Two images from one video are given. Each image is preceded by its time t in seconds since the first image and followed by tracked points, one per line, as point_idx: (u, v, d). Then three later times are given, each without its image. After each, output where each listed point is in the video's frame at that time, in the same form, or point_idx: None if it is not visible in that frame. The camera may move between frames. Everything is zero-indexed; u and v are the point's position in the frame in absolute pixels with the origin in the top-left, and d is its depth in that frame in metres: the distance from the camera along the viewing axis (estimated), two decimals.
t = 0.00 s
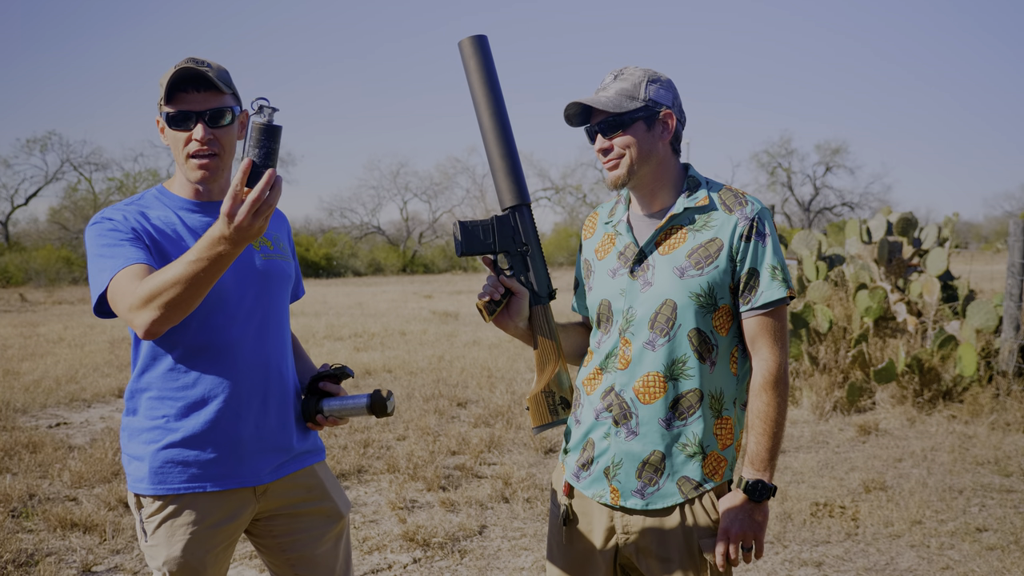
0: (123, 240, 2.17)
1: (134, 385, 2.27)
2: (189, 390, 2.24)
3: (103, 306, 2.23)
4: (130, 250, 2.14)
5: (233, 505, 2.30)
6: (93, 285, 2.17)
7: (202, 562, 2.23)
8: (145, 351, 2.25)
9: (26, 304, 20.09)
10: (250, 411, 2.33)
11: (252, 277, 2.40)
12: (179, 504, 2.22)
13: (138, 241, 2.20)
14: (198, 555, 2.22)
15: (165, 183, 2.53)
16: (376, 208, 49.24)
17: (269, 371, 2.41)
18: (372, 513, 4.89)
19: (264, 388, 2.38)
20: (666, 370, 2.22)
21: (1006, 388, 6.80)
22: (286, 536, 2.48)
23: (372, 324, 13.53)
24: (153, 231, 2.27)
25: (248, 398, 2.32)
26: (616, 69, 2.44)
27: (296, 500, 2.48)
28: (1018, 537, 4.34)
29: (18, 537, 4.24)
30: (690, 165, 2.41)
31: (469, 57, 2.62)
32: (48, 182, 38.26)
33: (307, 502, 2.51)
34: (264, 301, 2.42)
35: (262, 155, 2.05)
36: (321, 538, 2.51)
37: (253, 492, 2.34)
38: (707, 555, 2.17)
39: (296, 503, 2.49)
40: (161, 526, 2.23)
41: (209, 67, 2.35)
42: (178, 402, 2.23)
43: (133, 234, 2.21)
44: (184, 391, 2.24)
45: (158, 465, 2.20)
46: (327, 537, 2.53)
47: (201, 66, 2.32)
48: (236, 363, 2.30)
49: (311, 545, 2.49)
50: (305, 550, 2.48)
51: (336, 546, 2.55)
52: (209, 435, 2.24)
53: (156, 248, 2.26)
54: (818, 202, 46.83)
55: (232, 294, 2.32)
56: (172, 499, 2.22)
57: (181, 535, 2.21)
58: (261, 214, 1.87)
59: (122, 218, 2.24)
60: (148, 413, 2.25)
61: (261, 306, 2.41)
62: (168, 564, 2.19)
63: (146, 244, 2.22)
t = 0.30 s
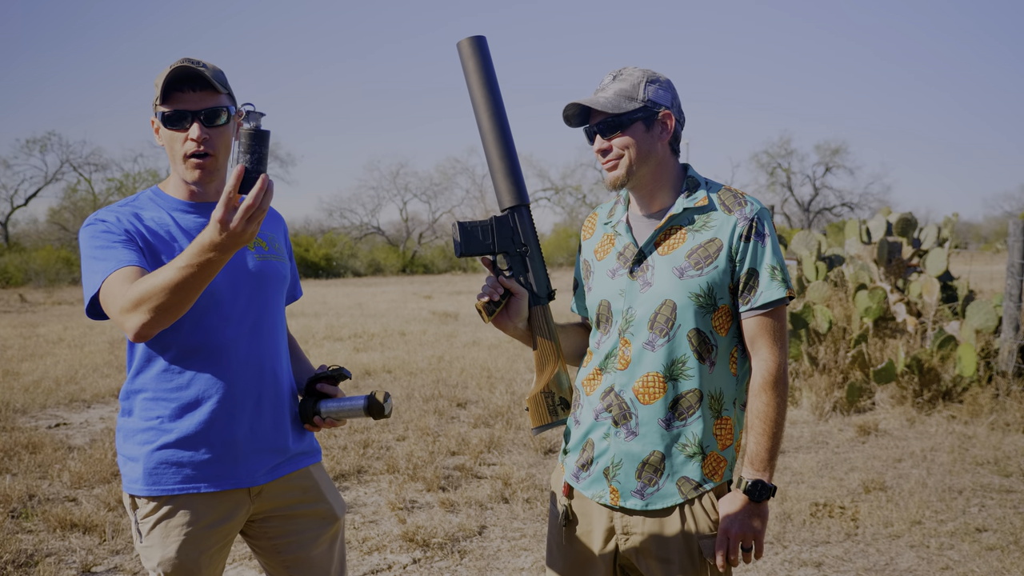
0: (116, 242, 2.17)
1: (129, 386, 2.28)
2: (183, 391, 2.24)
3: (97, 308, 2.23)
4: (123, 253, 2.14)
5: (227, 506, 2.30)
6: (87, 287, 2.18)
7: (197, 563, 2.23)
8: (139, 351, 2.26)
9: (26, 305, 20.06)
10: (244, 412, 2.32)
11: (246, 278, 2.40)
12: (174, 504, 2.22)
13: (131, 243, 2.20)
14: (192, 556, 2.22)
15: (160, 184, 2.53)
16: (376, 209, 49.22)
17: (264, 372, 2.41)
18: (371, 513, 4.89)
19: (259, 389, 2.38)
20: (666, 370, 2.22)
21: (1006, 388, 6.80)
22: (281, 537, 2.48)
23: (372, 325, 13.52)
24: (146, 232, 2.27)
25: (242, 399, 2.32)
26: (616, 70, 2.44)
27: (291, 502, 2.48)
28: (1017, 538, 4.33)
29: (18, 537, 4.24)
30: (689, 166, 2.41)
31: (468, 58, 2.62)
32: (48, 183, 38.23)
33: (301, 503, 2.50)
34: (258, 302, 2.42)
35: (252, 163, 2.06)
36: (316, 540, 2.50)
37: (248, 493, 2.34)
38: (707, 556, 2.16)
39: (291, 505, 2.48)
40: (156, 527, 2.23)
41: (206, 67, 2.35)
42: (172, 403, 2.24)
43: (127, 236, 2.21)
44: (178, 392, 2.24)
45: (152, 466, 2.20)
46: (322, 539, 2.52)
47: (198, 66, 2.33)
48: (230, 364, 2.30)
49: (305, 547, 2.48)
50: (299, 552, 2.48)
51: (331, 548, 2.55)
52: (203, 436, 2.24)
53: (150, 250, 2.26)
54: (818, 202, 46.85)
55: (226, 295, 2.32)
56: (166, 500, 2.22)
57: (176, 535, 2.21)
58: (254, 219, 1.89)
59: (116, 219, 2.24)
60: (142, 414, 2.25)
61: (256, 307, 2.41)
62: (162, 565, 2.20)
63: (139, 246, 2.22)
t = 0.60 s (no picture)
0: (112, 243, 2.17)
1: (125, 386, 2.28)
2: (178, 392, 2.25)
3: (91, 307, 2.24)
4: (118, 254, 2.14)
5: (222, 506, 2.30)
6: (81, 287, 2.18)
7: (192, 563, 2.23)
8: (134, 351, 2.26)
9: (27, 305, 20.04)
10: (239, 414, 2.32)
11: (242, 279, 2.40)
12: (169, 505, 2.22)
13: (126, 244, 2.20)
14: (187, 556, 2.23)
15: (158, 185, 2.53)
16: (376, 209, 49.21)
17: (260, 373, 2.40)
18: (371, 514, 4.89)
19: (254, 390, 2.38)
20: (666, 370, 2.23)
21: (1006, 389, 6.80)
22: (277, 539, 2.48)
23: (373, 325, 13.51)
24: (142, 232, 2.27)
25: (237, 400, 2.32)
26: (616, 70, 2.45)
27: (287, 504, 2.48)
28: (1018, 539, 4.33)
29: (18, 538, 4.24)
30: (689, 166, 2.41)
31: (468, 58, 2.62)
32: (48, 183, 38.22)
33: (298, 505, 2.50)
34: (255, 302, 2.42)
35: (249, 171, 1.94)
36: (312, 542, 2.50)
37: (244, 493, 2.34)
38: (707, 556, 2.16)
39: (287, 506, 2.48)
40: (151, 527, 2.23)
41: (205, 67, 2.36)
42: (167, 404, 2.24)
43: (122, 237, 2.21)
44: (173, 393, 2.25)
45: (147, 467, 2.21)
46: (318, 541, 2.52)
47: (198, 66, 2.34)
48: (225, 365, 2.31)
49: (302, 549, 2.48)
50: (295, 554, 2.47)
51: (327, 551, 2.54)
52: (197, 436, 2.24)
53: (146, 251, 2.26)
54: (818, 203, 46.84)
55: (222, 295, 2.33)
56: (162, 500, 2.22)
57: (170, 536, 2.22)
58: (249, 230, 1.89)
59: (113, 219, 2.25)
60: (138, 414, 2.26)
61: (252, 308, 2.41)
62: (158, 566, 2.20)
63: (135, 246, 2.22)
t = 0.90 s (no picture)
0: (111, 243, 2.17)
1: (122, 386, 2.28)
2: (175, 392, 2.25)
3: (88, 306, 2.24)
4: (117, 254, 2.14)
5: (220, 507, 2.30)
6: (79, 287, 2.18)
7: (189, 564, 2.23)
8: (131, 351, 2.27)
9: (27, 306, 20.05)
10: (236, 414, 2.33)
11: (240, 280, 2.39)
12: (166, 505, 2.23)
13: (125, 244, 2.20)
14: (185, 557, 2.23)
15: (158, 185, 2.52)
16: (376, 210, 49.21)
17: (258, 374, 2.40)
18: (371, 514, 4.89)
19: (251, 391, 2.38)
20: (666, 371, 2.23)
21: (1006, 389, 6.80)
22: (275, 540, 2.48)
23: (373, 326, 13.51)
24: (141, 232, 2.27)
25: (234, 400, 2.32)
26: (615, 71, 2.45)
27: (285, 505, 2.48)
28: (1017, 539, 4.33)
29: (18, 538, 4.24)
30: (689, 167, 2.41)
31: (468, 59, 2.62)
32: (49, 184, 38.20)
33: (295, 506, 2.50)
34: (253, 302, 2.42)
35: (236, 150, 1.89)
36: (310, 543, 2.50)
37: (241, 494, 2.34)
38: (707, 557, 2.16)
39: (285, 508, 2.48)
40: (148, 528, 2.23)
41: (206, 69, 2.36)
42: (164, 404, 2.24)
43: (121, 237, 2.20)
44: (170, 393, 2.24)
45: (144, 467, 2.21)
46: (316, 543, 2.52)
47: (199, 67, 2.34)
48: (223, 365, 2.31)
49: (299, 551, 2.48)
50: (293, 556, 2.47)
51: (325, 552, 2.54)
52: (195, 437, 2.25)
53: (144, 251, 2.26)
54: (818, 203, 46.83)
55: (221, 295, 2.33)
56: (159, 502, 2.22)
57: (168, 537, 2.22)
58: (246, 210, 1.88)
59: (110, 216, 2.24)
60: (135, 414, 2.26)
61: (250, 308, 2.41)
62: (156, 567, 2.20)
63: (134, 246, 2.22)
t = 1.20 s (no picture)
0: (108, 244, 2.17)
1: (121, 387, 2.28)
2: (174, 394, 2.25)
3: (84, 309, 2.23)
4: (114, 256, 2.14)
5: (219, 507, 2.30)
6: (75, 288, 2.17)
7: (189, 565, 2.24)
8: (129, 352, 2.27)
9: (27, 306, 20.03)
10: (236, 415, 2.33)
11: (240, 280, 2.39)
12: (166, 506, 2.23)
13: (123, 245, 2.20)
14: (185, 558, 2.23)
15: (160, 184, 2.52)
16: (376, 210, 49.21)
17: (257, 375, 2.40)
18: (372, 514, 4.89)
19: (251, 391, 2.38)
20: (666, 371, 2.23)
21: (1006, 389, 6.80)
22: (274, 541, 2.48)
23: (373, 326, 13.50)
24: (140, 233, 2.27)
25: (233, 401, 2.33)
26: (614, 71, 2.43)
27: (285, 506, 2.48)
28: (1017, 539, 4.33)
29: (18, 538, 4.24)
30: (689, 167, 2.40)
31: (469, 59, 2.62)
32: (49, 184, 38.18)
33: (295, 507, 2.50)
34: (253, 303, 2.42)
35: (245, 207, 1.77)
36: (309, 544, 2.50)
37: (241, 494, 2.35)
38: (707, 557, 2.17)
39: (284, 508, 2.48)
40: (148, 529, 2.23)
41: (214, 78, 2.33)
42: (162, 405, 2.24)
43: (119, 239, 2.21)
44: (168, 395, 2.24)
45: (143, 468, 2.21)
46: (315, 543, 2.52)
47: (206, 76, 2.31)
48: (223, 366, 2.31)
49: (298, 551, 2.48)
50: (292, 556, 2.47)
51: (324, 552, 2.54)
52: (194, 437, 2.25)
53: (143, 253, 2.26)
54: (818, 203, 46.83)
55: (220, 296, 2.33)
56: (159, 502, 2.22)
57: (167, 538, 2.22)
58: (242, 262, 1.85)
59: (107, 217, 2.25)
60: (134, 415, 2.26)
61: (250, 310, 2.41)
62: (155, 567, 2.20)
63: (131, 248, 2.22)
